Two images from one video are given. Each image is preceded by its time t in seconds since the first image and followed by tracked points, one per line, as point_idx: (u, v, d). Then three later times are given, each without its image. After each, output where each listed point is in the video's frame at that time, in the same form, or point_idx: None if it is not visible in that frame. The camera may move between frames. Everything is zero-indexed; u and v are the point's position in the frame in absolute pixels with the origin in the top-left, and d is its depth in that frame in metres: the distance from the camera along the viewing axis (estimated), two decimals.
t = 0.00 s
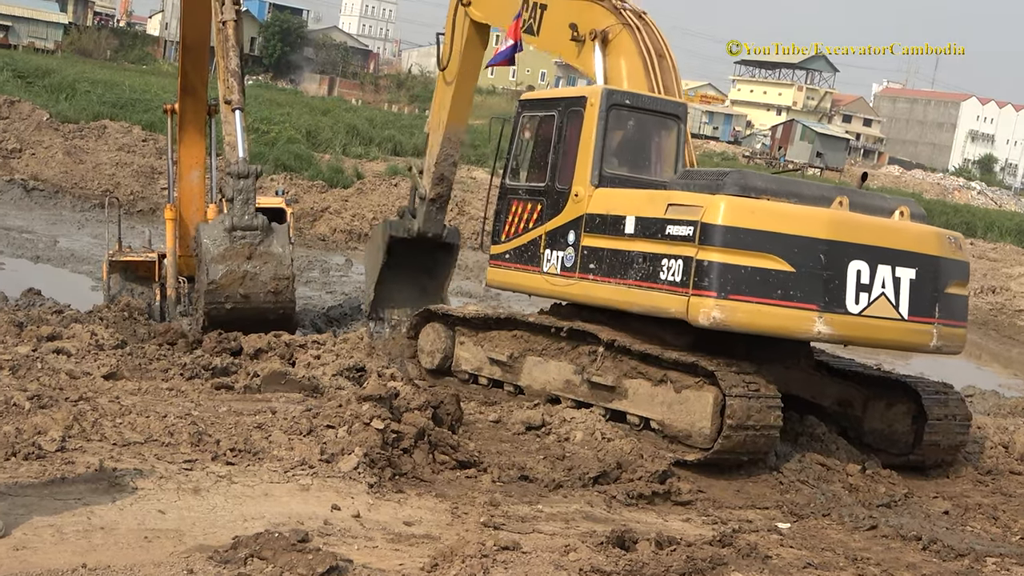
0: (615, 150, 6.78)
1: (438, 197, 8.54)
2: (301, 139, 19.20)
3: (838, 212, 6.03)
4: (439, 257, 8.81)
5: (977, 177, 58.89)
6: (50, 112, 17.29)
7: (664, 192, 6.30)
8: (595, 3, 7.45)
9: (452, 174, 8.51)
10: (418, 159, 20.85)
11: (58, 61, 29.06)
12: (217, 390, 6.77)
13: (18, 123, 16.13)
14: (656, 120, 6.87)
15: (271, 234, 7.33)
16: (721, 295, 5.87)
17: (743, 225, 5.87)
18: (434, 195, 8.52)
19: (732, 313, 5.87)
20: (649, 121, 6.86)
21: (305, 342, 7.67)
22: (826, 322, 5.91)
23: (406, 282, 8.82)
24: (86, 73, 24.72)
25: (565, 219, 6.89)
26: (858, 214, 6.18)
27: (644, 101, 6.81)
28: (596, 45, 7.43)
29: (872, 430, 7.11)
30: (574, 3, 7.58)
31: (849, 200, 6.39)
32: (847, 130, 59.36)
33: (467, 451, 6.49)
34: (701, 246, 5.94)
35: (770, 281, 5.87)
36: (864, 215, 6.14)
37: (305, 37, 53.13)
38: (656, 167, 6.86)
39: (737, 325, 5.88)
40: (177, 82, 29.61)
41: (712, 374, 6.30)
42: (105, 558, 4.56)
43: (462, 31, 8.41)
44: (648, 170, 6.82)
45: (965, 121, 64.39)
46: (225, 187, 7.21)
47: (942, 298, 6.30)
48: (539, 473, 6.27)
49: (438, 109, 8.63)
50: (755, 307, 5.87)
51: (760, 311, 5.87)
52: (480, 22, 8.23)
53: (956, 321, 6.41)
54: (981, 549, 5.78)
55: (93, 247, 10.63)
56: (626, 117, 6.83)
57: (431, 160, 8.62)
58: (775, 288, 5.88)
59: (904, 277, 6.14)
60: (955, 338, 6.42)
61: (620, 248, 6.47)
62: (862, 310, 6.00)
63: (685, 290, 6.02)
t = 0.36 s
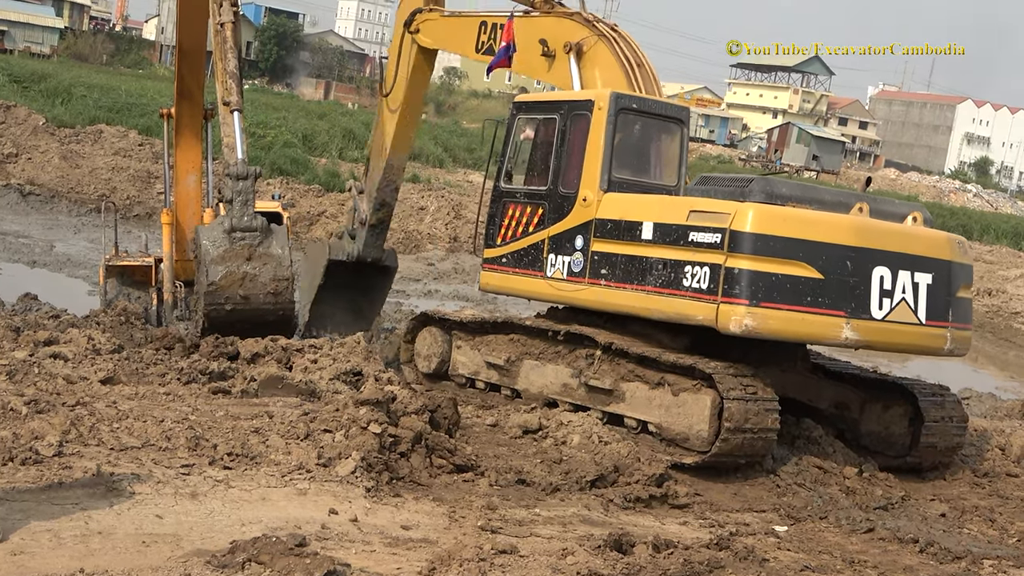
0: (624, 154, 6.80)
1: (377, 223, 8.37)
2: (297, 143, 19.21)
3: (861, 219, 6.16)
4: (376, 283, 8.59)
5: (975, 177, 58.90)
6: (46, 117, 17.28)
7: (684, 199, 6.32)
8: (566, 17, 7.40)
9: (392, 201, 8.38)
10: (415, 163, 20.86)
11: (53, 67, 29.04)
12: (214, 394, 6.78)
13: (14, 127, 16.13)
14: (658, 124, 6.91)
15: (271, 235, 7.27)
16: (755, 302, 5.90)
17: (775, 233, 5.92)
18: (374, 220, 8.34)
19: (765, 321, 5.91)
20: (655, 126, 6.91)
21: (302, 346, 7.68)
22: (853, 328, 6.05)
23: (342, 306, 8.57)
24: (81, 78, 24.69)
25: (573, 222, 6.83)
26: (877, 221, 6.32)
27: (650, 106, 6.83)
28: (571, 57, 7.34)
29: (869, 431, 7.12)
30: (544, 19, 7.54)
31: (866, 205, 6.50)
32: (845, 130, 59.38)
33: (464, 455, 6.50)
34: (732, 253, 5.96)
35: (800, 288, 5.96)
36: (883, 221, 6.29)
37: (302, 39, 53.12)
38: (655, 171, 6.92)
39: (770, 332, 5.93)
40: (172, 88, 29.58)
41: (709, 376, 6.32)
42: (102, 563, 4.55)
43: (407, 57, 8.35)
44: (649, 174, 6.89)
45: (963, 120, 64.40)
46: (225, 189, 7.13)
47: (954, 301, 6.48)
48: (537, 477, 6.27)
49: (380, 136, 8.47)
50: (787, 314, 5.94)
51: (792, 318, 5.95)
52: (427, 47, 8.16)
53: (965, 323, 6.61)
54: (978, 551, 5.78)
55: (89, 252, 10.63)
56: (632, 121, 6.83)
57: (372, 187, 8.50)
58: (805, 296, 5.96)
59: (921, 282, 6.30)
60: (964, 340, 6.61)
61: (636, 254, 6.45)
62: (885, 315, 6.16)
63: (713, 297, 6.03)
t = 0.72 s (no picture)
0: (630, 162, 6.80)
1: (346, 233, 8.18)
2: (297, 151, 19.24)
3: (872, 227, 6.20)
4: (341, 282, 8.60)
5: (975, 180, 58.93)
6: (46, 126, 17.30)
7: (694, 207, 6.33)
8: (550, 31, 7.43)
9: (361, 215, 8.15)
10: (415, 171, 20.88)
11: (53, 77, 29.08)
12: (214, 402, 6.78)
13: (14, 137, 16.15)
14: (663, 132, 6.94)
15: (268, 247, 7.33)
16: (770, 310, 5.92)
17: (789, 241, 5.94)
18: (342, 232, 8.15)
19: (781, 329, 5.93)
20: (660, 134, 6.94)
21: (303, 354, 7.68)
22: (867, 335, 6.08)
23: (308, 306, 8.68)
24: (81, 88, 24.71)
25: (579, 230, 6.82)
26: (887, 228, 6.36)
27: (655, 113, 6.85)
28: (560, 70, 7.38)
29: (870, 438, 7.12)
30: (528, 33, 7.57)
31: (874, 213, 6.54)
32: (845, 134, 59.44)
33: (464, 463, 6.50)
34: (746, 262, 5.97)
35: (815, 296, 5.98)
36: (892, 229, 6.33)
37: (302, 46, 53.17)
38: (656, 178, 6.93)
39: (786, 340, 5.95)
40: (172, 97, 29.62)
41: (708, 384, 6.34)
42: (103, 571, 4.55)
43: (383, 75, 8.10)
44: (651, 182, 6.89)
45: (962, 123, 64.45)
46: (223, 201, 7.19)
47: (962, 308, 6.53)
48: (537, 484, 6.28)
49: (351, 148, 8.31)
50: (803, 322, 5.96)
51: (808, 325, 5.97)
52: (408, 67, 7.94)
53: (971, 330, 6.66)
54: (979, 557, 5.78)
55: (88, 261, 10.64)
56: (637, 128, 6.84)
57: (342, 199, 8.29)
58: (820, 303, 5.99)
59: (931, 289, 6.35)
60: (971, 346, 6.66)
61: (644, 262, 6.45)
62: (898, 322, 6.19)
63: (727, 305, 6.03)
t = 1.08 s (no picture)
0: (637, 167, 6.80)
1: (333, 238, 8.46)
2: (302, 157, 19.28)
3: (880, 233, 6.20)
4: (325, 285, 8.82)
5: (980, 184, 58.86)
6: (52, 132, 17.34)
7: (702, 213, 6.33)
8: (550, 42, 7.45)
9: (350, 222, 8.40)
10: (420, 176, 20.91)
11: (59, 84, 29.15)
12: (220, 408, 6.79)
13: (19, 143, 16.20)
14: (670, 136, 6.95)
15: (273, 251, 7.35)
16: (780, 316, 5.92)
17: (798, 247, 5.94)
18: (329, 237, 8.43)
19: (791, 335, 5.93)
20: (667, 139, 6.95)
21: (308, 359, 7.68)
22: (875, 341, 6.08)
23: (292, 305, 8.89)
24: (86, 95, 24.76)
25: (586, 235, 6.82)
26: (895, 234, 6.36)
27: (662, 118, 6.86)
28: (560, 80, 7.37)
29: (876, 443, 7.12)
30: (528, 45, 7.60)
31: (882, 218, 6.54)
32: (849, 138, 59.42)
33: (470, 468, 6.50)
34: (755, 268, 5.97)
35: (825, 302, 5.98)
36: (900, 234, 6.33)
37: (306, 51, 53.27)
38: (662, 183, 6.93)
39: (796, 346, 5.95)
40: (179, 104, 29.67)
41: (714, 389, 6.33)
42: None
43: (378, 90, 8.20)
44: (658, 187, 6.90)
45: (967, 127, 64.38)
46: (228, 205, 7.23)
47: (969, 314, 6.53)
48: (543, 489, 6.27)
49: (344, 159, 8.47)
50: (812, 328, 5.96)
51: (817, 331, 5.97)
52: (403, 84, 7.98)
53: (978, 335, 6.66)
54: (986, 562, 5.77)
55: (94, 267, 10.66)
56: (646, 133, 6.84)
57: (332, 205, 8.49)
58: (829, 309, 5.99)
59: (940, 295, 6.35)
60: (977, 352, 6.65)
61: (652, 267, 6.45)
62: (906, 327, 6.19)
63: (736, 311, 6.03)
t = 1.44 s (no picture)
0: (640, 172, 6.81)
1: (328, 252, 8.52)
2: (305, 160, 19.29)
3: (883, 238, 6.20)
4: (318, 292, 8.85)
5: (982, 188, 58.83)
6: (55, 135, 17.36)
7: (706, 217, 6.33)
8: (549, 54, 7.49)
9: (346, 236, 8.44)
10: (422, 180, 20.93)
11: (63, 88, 29.19)
12: (223, 411, 6.80)
13: (22, 146, 16.22)
14: (673, 142, 6.96)
15: (277, 256, 7.36)
16: (783, 321, 5.92)
17: (801, 252, 5.94)
18: (325, 251, 8.48)
19: (794, 339, 5.93)
20: (671, 145, 6.96)
21: (310, 363, 7.68)
22: (879, 346, 6.08)
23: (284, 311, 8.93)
24: (90, 98, 24.79)
25: (588, 240, 6.83)
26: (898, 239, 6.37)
27: (666, 124, 6.87)
28: (560, 90, 7.39)
29: (878, 448, 7.11)
30: (527, 58, 7.62)
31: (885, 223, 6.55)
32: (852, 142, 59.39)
33: (472, 472, 6.50)
34: (758, 272, 5.97)
35: (828, 307, 5.98)
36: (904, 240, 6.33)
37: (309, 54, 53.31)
38: (665, 188, 6.94)
39: (799, 351, 5.95)
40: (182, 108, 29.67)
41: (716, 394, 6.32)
42: None
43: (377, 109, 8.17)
44: (661, 192, 6.91)
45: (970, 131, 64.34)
46: (231, 210, 7.24)
47: (972, 319, 6.53)
48: (545, 493, 6.27)
49: (343, 173, 8.50)
50: (815, 333, 5.96)
51: (820, 336, 5.96)
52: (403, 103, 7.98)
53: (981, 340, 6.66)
54: (988, 567, 5.76)
55: (97, 270, 10.67)
56: (649, 139, 6.85)
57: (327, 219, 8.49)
58: (832, 314, 5.99)
59: (942, 300, 6.35)
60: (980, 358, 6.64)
61: (655, 271, 6.45)
62: (909, 333, 6.19)
63: (740, 316, 6.03)
